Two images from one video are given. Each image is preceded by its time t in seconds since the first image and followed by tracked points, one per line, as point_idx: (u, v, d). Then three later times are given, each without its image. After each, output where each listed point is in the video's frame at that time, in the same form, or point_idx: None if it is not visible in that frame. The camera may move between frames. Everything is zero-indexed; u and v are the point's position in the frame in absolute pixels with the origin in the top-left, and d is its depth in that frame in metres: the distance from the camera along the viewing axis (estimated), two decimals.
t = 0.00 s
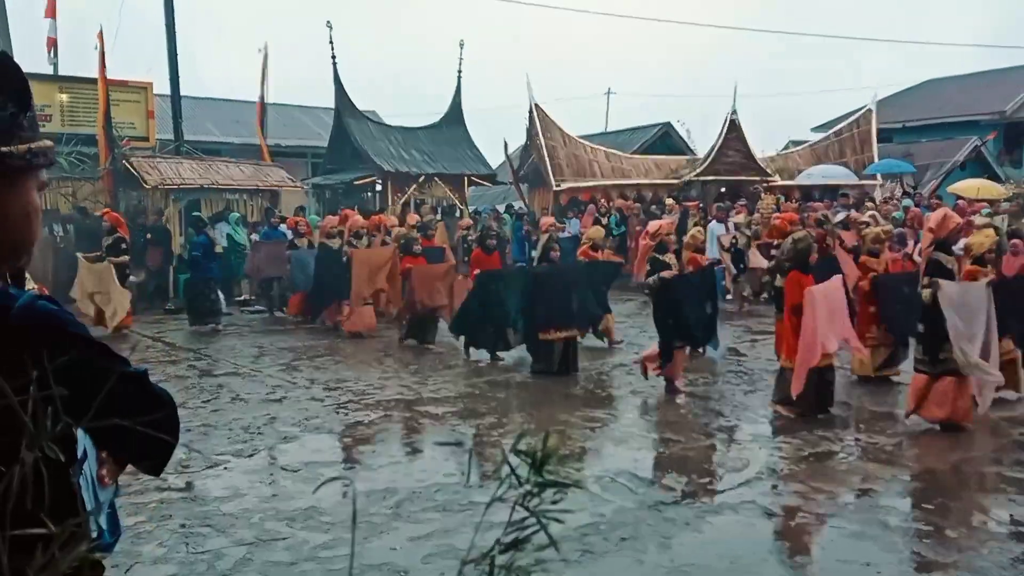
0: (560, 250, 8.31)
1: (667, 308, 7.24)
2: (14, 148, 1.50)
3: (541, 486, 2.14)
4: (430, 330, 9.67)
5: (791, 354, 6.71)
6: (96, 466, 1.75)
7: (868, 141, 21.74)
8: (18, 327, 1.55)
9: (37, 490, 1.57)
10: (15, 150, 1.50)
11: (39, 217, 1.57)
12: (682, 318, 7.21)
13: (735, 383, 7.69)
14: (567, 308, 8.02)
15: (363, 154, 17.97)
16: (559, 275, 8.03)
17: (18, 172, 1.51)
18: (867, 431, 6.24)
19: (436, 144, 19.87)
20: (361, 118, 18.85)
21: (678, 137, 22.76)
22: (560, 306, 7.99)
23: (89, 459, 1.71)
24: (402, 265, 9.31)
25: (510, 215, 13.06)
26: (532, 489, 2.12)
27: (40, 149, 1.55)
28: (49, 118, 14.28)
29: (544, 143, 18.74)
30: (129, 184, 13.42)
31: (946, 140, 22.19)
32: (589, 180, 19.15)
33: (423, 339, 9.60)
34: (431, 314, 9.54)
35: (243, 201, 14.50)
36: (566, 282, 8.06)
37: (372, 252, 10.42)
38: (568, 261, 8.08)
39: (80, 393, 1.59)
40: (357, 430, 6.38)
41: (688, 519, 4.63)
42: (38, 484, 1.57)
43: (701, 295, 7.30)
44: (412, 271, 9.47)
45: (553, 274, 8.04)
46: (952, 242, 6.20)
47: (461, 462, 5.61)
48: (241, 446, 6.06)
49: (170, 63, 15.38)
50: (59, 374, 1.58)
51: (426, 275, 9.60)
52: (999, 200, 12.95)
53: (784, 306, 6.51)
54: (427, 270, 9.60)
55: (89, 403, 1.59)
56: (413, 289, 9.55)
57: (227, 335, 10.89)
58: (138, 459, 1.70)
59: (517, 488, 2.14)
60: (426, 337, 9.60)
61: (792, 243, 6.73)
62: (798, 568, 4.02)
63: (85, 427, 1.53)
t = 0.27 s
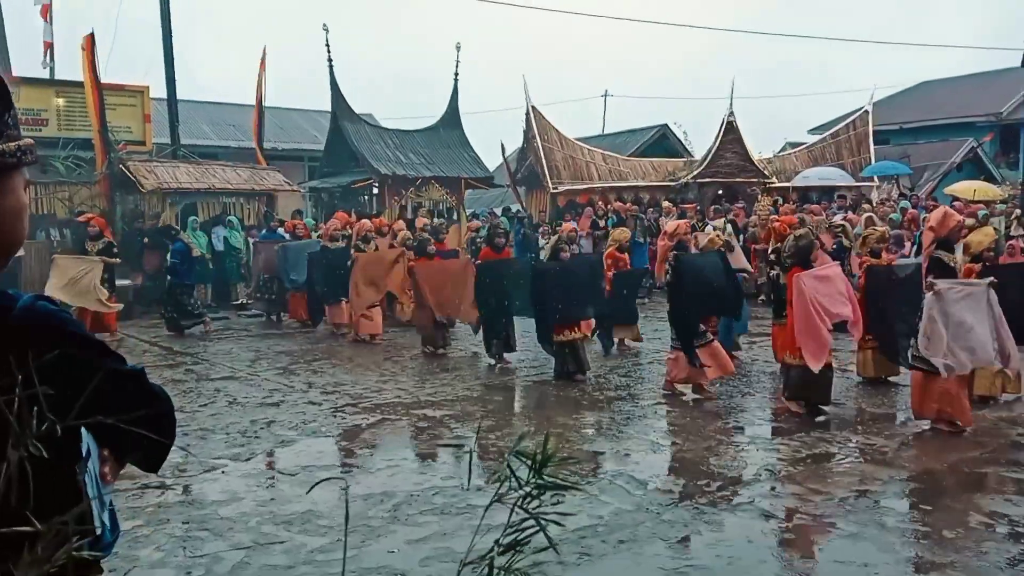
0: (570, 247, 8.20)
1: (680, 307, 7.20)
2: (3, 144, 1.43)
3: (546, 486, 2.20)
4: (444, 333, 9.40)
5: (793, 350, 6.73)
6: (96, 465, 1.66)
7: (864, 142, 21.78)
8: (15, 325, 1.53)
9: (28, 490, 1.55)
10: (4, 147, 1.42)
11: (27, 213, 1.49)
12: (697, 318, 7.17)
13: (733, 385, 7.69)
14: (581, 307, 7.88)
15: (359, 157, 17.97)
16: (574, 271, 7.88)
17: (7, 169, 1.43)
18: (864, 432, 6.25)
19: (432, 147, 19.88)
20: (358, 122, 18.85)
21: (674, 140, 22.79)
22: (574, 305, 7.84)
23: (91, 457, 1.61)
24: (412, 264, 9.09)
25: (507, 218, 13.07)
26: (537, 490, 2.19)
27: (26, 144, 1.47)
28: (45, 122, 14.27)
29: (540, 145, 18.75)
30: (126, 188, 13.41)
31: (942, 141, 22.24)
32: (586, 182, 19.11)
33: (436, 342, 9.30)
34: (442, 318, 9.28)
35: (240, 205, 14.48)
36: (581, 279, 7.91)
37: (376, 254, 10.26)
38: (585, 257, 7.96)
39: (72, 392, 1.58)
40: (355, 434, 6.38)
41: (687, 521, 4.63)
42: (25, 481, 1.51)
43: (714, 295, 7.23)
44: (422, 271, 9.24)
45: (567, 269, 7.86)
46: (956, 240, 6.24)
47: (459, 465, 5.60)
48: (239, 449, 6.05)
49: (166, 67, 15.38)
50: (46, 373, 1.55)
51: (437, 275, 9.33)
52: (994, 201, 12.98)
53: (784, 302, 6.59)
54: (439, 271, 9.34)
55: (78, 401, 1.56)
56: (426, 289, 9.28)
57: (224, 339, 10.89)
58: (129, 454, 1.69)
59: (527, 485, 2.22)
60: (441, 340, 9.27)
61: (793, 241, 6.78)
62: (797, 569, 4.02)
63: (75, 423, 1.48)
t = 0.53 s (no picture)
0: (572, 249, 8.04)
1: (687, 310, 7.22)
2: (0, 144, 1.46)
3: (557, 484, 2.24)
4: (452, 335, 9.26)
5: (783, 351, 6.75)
6: (90, 464, 1.71)
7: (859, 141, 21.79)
8: (13, 325, 1.57)
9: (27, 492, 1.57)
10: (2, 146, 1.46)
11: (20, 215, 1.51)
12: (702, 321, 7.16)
13: (728, 384, 7.66)
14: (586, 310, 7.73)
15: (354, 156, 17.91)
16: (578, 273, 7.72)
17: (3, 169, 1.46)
18: (859, 432, 6.23)
19: (427, 145, 19.83)
20: (352, 120, 18.81)
21: (669, 138, 22.78)
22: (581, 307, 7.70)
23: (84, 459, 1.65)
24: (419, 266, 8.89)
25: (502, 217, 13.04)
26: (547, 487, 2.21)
27: (22, 146, 1.51)
28: (38, 120, 14.21)
29: (535, 144, 18.70)
30: (119, 186, 13.36)
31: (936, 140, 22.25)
32: (580, 181, 19.02)
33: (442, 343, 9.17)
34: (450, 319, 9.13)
35: (233, 203, 14.44)
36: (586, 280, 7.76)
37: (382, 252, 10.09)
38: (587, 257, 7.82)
39: (71, 393, 1.61)
40: (348, 433, 6.34)
41: (682, 520, 4.61)
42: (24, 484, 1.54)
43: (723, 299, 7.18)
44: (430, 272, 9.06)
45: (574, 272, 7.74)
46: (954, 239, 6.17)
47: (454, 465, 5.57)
48: (232, 448, 6.01)
49: (160, 65, 15.32)
50: (50, 373, 1.59)
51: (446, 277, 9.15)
52: (989, 199, 12.97)
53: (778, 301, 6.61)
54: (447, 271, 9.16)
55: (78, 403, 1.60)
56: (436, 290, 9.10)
57: (217, 338, 10.84)
58: (126, 454, 1.75)
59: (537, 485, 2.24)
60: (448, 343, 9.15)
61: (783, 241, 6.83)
62: (793, 568, 3.99)
63: (79, 423, 1.52)
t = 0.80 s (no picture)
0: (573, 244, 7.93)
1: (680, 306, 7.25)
2: None
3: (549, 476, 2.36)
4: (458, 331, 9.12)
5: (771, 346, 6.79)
6: (71, 463, 1.71)
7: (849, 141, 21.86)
8: None
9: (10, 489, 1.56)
10: None
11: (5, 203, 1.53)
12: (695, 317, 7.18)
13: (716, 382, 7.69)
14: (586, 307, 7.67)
15: (345, 152, 17.88)
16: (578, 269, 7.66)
17: None
18: (846, 430, 6.26)
19: (418, 141, 19.81)
20: (344, 116, 18.77)
21: (661, 136, 22.82)
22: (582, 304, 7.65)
23: (60, 456, 1.66)
24: (423, 263, 8.72)
25: (493, 215, 13.04)
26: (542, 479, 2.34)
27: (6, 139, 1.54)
28: (28, 114, 14.13)
29: (527, 141, 18.67)
30: (109, 181, 13.31)
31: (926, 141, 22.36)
32: (572, 179, 18.93)
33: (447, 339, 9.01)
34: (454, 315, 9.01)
35: (223, 198, 14.43)
36: (584, 277, 7.71)
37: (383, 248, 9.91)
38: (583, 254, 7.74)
39: (54, 389, 1.63)
40: (338, 429, 6.34)
41: (670, 517, 4.62)
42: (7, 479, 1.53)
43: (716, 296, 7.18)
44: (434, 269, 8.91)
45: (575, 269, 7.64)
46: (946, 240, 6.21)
47: (443, 461, 5.58)
48: (221, 444, 6.01)
49: (150, 59, 15.26)
50: (34, 369, 1.61)
51: (450, 272, 9.00)
52: (978, 200, 13.05)
53: (763, 296, 6.64)
54: (450, 268, 9.02)
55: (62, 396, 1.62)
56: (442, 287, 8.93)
57: (207, 333, 10.82)
58: (108, 454, 1.77)
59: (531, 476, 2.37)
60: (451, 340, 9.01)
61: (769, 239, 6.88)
62: (779, 566, 4.01)
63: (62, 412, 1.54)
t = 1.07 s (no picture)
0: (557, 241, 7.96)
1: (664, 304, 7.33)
2: None
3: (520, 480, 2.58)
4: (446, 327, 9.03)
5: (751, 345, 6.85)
6: (48, 455, 2.20)
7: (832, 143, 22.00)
8: None
9: None
10: None
11: None
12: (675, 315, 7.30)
13: (699, 381, 7.70)
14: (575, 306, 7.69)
15: (329, 147, 17.77)
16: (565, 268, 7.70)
17: None
18: (827, 430, 6.28)
19: (403, 138, 19.74)
20: (327, 111, 18.67)
21: (645, 136, 22.86)
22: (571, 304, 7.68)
23: (37, 450, 2.12)
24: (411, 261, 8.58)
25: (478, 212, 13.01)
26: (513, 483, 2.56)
27: None
28: (6, 103, 13.94)
29: (512, 139, 18.58)
30: (89, 173, 13.18)
31: (908, 144, 22.52)
32: (557, 177, 18.88)
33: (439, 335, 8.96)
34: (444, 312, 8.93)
35: (204, 191, 14.32)
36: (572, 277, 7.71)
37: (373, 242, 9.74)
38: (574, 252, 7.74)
39: (35, 382, 2.13)
40: (320, 426, 6.30)
41: (652, 516, 4.62)
42: None
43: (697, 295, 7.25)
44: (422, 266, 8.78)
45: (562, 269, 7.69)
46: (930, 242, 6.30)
47: (424, 458, 5.56)
48: (201, 440, 5.95)
49: (131, 50, 15.11)
50: (19, 366, 2.12)
51: (439, 268, 8.90)
52: (960, 203, 13.15)
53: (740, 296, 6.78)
54: (440, 263, 8.90)
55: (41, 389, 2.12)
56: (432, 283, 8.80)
57: (188, 328, 10.73)
58: (84, 444, 2.23)
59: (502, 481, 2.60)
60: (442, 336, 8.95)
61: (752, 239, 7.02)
62: (760, 565, 4.02)
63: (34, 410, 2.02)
